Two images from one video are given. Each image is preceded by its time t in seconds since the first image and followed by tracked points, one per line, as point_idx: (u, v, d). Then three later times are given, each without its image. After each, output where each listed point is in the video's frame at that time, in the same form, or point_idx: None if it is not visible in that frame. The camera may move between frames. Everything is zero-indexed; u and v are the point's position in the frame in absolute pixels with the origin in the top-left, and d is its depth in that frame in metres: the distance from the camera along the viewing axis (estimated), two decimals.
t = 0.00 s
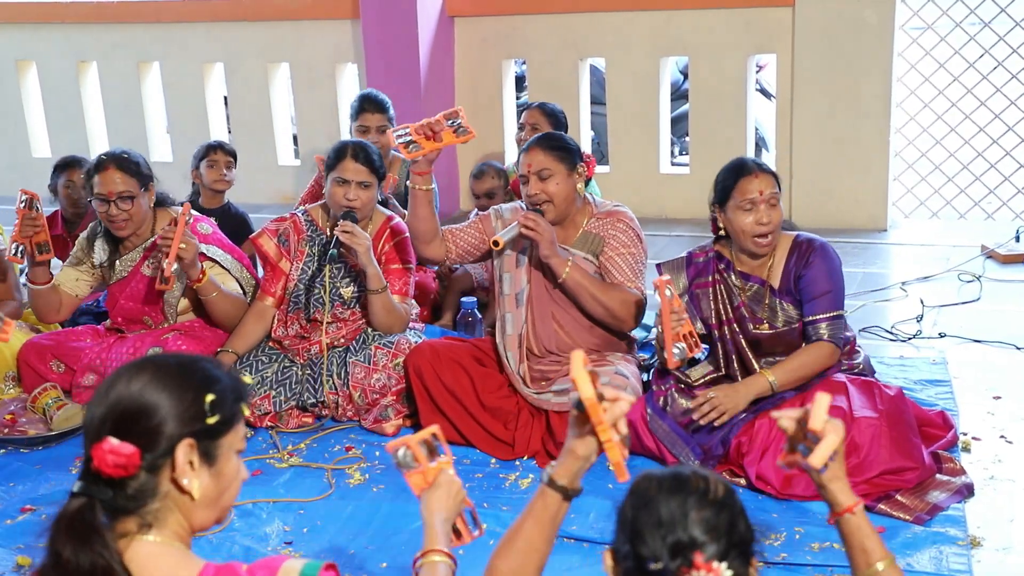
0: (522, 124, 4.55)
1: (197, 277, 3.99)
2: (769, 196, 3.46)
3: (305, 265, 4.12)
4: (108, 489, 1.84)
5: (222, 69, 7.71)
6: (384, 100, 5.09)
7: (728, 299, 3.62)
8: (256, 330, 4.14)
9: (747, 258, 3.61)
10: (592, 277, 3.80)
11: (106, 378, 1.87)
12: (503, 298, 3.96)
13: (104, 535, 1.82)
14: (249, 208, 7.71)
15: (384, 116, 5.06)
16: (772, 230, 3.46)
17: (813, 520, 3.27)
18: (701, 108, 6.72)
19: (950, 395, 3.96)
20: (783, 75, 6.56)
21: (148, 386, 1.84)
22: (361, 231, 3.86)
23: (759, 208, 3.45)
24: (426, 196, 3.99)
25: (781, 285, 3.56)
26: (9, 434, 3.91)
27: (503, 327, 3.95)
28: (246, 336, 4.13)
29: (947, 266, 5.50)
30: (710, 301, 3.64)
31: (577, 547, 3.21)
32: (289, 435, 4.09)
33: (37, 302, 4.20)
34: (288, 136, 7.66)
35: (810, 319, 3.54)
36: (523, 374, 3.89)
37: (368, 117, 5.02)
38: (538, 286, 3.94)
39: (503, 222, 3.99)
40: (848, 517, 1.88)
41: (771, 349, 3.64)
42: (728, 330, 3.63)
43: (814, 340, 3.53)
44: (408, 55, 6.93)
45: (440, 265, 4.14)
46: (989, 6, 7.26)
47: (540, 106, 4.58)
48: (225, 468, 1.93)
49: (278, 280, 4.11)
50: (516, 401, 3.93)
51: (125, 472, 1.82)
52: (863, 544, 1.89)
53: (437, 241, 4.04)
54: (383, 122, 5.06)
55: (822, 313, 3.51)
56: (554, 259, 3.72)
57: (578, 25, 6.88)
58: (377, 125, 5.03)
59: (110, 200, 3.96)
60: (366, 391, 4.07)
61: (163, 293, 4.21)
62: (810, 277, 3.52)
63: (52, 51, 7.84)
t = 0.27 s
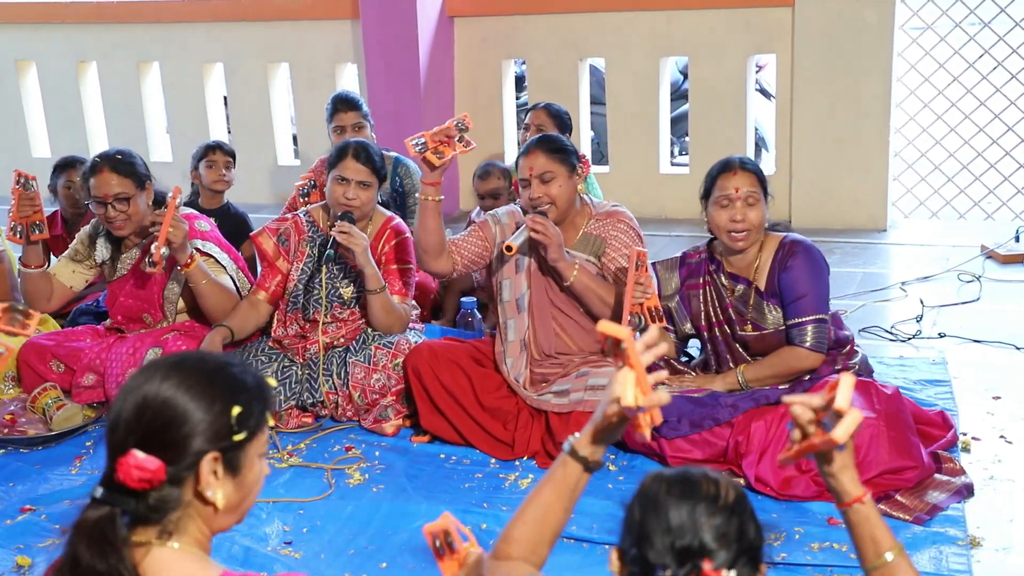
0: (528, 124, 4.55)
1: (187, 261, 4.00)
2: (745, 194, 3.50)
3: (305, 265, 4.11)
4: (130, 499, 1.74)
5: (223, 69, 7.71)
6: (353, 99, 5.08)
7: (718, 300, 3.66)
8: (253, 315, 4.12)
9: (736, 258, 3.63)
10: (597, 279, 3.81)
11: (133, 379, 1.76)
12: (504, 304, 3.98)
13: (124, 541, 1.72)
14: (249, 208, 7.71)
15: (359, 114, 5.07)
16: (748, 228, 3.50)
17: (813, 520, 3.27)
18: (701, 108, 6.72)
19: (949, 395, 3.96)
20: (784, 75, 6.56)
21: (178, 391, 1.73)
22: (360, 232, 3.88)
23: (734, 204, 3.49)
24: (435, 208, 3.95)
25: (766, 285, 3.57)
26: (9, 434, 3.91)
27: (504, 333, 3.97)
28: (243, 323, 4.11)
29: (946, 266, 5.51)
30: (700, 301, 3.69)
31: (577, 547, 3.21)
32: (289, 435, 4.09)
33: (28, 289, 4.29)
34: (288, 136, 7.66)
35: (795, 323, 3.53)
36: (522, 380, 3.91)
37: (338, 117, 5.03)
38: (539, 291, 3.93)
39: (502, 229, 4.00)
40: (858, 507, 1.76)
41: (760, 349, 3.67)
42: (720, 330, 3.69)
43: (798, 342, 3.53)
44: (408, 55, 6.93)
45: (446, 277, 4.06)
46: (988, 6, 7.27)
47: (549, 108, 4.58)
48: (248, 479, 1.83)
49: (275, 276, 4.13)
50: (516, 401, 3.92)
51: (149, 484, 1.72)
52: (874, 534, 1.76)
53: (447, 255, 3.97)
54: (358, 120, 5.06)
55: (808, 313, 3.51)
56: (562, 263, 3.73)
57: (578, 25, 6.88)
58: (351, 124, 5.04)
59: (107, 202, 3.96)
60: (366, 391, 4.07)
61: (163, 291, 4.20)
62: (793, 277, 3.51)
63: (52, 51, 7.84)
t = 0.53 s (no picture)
0: (526, 123, 4.55)
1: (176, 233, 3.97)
2: (741, 191, 3.49)
3: (306, 260, 4.12)
4: (153, 510, 1.75)
5: (222, 69, 7.71)
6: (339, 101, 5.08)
7: (722, 293, 3.63)
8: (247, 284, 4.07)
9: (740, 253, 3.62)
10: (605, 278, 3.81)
11: (150, 386, 1.73)
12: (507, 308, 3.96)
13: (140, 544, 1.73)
14: (249, 208, 7.71)
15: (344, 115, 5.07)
16: (745, 224, 3.49)
17: (812, 520, 3.27)
18: (701, 108, 6.72)
19: (949, 395, 3.96)
20: (784, 75, 6.56)
21: (198, 402, 1.72)
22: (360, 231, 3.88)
23: (730, 199, 3.49)
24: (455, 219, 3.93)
25: (770, 278, 3.56)
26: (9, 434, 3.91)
27: (508, 335, 3.96)
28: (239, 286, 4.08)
29: (946, 267, 5.51)
30: (705, 296, 3.66)
31: (577, 547, 3.21)
32: (289, 435, 4.09)
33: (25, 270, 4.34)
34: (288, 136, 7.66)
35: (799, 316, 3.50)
36: (524, 382, 3.91)
37: (324, 120, 5.04)
38: (543, 293, 3.92)
39: (504, 231, 4.00)
40: (868, 487, 1.76)
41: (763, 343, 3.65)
42: (725, 324, 3.67)
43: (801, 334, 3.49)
44: (408, 55, 6.93)
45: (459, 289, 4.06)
46: (989, 6, 7.27)
47: (543, 107, 4.56)
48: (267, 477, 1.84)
49: (273, 262, 4.15)
50: (516, 402, 3.92)
51: (173, 495, 1.73)
52: (879, 514, 1.77)
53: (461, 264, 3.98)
54: (345, 122, 5.07)
55: (810, 307, 3.48)
56: (571, 263, 3.73)
57: (578, 25, 6.87)
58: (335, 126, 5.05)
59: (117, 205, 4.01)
60: (366, 391, 4.07)
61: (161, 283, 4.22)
62: (796, 269, 3.50)
63: (52, 51, 7.84)
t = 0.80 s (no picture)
0: (521, 124, 4.55)
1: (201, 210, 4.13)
2: (755, 184, 3.52)
3: (309, 256, 4.12)
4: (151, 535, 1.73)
5: (222, 69, 7.70)
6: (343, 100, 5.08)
7: (733, 292, 3.63)
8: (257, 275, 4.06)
9: (755, 252, 3.63)
10: (604, 279, 3.81)
11: (128, 417, 1.69)
12: (507, 306, 3.97)
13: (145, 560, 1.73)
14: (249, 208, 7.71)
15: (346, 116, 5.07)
16: (758, 220, 3.51)
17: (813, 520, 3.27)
18: (701, 108, 6.72)
19: (950, 395, 3.96)
20: (784, 75, 6.56)
21: (183, 426, 1.69)
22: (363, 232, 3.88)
23: (745, 193, 3.52)
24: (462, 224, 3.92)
25: (788, 281, 3.57)
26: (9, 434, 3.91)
27: (508, 335, 3.96)
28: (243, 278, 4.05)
29: (946, 267, 5.51)
30: (716, 295, 3.67)
31: (577, 547, 3.21)
32: (289, 435, 4.09)
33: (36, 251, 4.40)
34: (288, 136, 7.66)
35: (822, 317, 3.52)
36: (524, 382, 3.90)
37: (326, 120, 5.04)
38: (543, 292, 3.92)
39: (505, 231, 4.00)
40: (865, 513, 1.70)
41: (775, 345, 3.64)
42: (732, 323, 3.65)
43: (829, 336, 3.52)
44: (408, 55, 6.93)
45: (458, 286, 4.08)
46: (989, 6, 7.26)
47: (538, 107, 4.56)
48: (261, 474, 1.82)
49: (275, 250, 4.12)
50: (516, 401, 3.92)
51: (171, 523, 1.71)
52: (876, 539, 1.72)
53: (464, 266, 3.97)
54: (347, 123, 5.07)
55: (835, 310, 3.50)
56: (570, 265, 3.73)
57: (578, 25, 6.87)
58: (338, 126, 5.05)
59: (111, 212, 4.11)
60: (366, 391, 4.07)
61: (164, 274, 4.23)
62: (817, 273, 3.52)
63: (52, 51, 7.84)
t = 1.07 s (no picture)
0: (519, 123, 4.55)
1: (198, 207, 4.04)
2: (785, 178, 3.50)
3: (310, 259, 4.15)
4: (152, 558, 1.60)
5: (223, 69, 7.71)
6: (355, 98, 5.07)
7: (753, 288, 3.64)
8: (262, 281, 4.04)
9: (777, 250, 3.63)
10: (593, 279, 3.79)
11: (92, 455, 1.55)
12: (503, 301, 3.96)
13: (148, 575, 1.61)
14: (250, 208, 7.70)
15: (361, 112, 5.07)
16: (784, 214, 3.49)
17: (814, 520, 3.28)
18: (702, 108, 6.72)
19: (950, 396, 3.96)
20: (785, 75, 6.55)
21: (152, 447, 1.54)
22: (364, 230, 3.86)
23: (775, 186, 3.50)
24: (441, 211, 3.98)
25: (807, 281, 3.56)
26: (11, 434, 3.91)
27: (503, 331, 3.96)
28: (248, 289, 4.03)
29: (947, 266, 5.50)
30: (733, 287, 3.67)
31: (579, 547, 3.21)
32: (290, 434, 4.09)
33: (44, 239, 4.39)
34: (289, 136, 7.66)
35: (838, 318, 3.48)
36: (525, 379, 3.90)
37: (343, 115, 5.02)
38: (539, 291, 3.94)
39: (503, 224, 4.00)
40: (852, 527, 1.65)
41: (786, 345, 3.65)
42: (746, 317, 3.68)
43: (846, 339, 3.45)
44: (409, 55, 6.94)
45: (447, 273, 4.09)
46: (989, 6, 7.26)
47: (538, 107, 4.56)
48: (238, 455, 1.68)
49: (278, 258, 4.11)
50: (517, 401, 3.93)
51: (171, 541, 1.59)
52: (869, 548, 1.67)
53: (448, 250, 4.00)
54: (362, 119, 5.06)
55: (854, 311, 3.45)
56: (557, 263, 3.70)
57: (579, 25, 6.87)
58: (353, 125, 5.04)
59: (127, 184, 4.11)
60: (367, 391, 4.09)
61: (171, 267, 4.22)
62: (839, 274, 3.50)
63: (53, 52, 7.85)
